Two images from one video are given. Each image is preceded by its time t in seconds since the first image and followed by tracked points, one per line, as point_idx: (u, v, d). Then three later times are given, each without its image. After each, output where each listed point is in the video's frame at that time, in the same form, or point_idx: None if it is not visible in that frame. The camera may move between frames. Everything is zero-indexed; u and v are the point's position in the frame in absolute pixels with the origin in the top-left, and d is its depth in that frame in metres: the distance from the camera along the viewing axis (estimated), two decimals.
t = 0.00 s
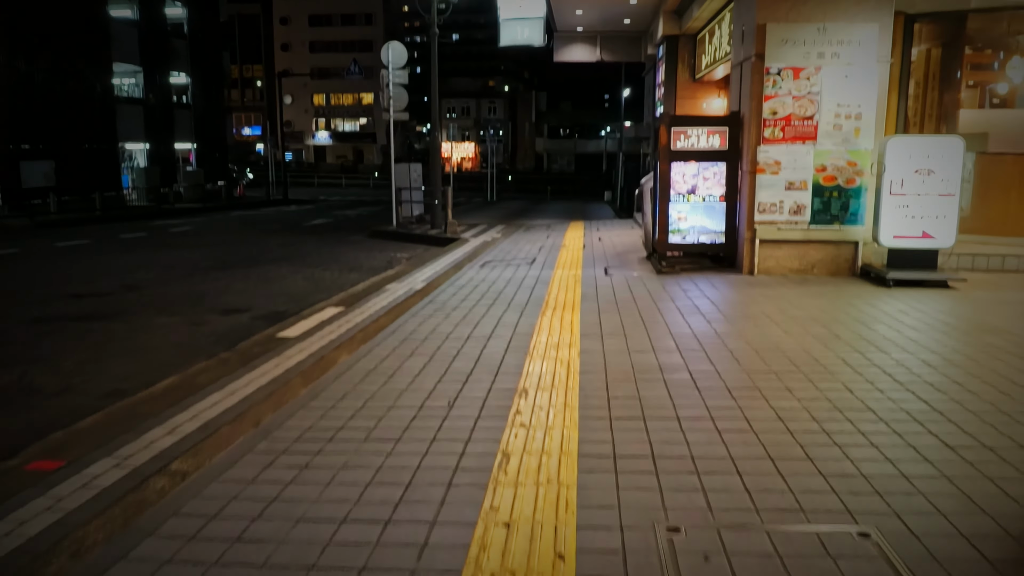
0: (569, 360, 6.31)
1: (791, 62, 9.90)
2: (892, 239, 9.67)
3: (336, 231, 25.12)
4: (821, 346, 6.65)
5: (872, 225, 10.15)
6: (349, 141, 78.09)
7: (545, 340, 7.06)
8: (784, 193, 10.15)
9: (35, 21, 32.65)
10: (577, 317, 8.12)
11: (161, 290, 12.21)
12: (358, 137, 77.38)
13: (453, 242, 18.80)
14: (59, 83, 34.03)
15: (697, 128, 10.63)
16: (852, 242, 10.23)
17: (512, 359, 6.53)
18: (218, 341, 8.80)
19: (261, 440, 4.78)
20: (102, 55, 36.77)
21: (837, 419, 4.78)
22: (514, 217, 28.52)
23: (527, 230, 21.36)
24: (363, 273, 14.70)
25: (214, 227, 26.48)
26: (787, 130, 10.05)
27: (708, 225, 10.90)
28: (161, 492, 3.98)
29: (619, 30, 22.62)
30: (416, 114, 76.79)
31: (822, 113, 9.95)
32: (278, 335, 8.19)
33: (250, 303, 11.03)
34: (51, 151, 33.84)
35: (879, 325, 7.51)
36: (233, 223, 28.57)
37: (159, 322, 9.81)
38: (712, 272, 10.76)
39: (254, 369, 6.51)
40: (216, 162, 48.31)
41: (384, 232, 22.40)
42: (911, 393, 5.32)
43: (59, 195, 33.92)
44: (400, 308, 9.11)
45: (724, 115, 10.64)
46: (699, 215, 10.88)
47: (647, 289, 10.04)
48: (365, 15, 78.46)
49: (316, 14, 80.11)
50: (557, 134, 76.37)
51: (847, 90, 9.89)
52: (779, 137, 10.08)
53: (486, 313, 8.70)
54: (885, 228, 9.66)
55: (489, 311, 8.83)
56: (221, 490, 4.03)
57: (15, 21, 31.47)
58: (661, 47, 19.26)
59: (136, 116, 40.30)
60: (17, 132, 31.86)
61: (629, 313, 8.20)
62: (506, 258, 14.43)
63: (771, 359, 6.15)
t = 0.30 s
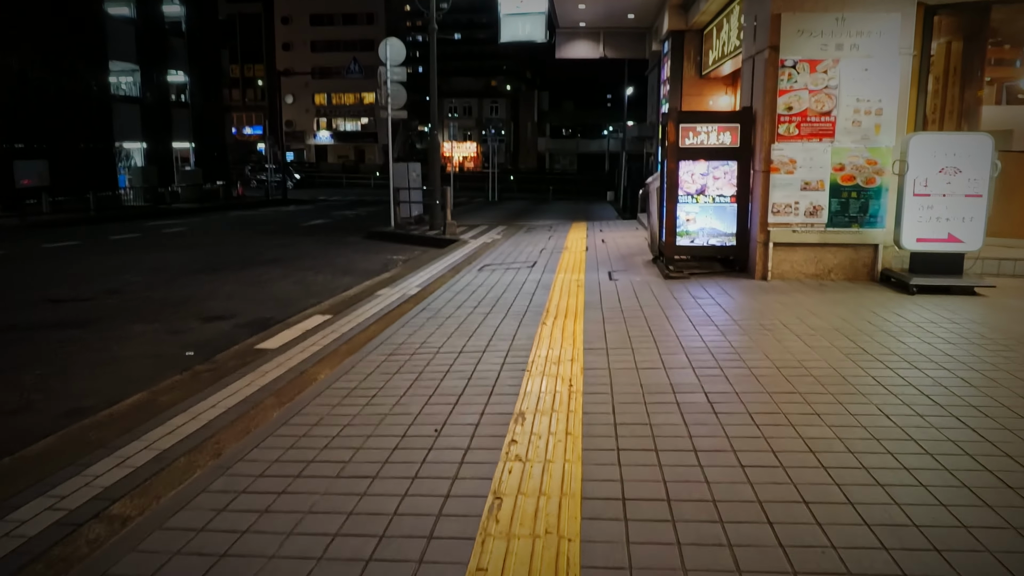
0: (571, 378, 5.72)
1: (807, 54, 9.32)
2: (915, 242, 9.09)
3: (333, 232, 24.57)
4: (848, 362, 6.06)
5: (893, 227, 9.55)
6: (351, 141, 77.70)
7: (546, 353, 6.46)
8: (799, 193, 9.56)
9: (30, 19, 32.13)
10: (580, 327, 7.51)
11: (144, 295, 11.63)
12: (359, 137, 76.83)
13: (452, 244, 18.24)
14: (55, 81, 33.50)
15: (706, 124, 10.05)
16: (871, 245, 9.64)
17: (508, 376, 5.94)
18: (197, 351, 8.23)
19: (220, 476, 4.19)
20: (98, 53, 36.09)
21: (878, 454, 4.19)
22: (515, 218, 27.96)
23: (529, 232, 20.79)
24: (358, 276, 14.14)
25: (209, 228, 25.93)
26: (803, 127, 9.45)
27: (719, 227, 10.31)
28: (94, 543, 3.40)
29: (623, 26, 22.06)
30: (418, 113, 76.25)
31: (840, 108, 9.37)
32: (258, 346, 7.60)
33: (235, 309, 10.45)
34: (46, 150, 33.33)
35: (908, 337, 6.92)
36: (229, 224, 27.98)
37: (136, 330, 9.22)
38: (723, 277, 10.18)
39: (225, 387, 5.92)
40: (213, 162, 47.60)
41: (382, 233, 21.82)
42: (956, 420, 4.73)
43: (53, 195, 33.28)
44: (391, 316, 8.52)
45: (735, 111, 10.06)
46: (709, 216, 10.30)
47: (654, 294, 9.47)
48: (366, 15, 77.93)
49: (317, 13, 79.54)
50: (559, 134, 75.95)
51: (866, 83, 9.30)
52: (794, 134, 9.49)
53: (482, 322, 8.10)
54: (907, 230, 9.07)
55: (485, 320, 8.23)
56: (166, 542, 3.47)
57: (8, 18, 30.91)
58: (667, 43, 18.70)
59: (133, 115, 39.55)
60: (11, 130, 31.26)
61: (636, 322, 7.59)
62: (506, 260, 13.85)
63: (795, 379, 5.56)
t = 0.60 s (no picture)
0: (573, 403, 5.08)
1: (826, 45, 8.71)
2: (943, 247, 8.46)
3: (330, 233, 23.96)
4: (882, 383, 5.41)
5: (918, 230, 8.93)
6: (352, 140, 77.37)
7: (545, 372, 5.82)
8: (817, 195, 8.95)
9: (23, 16, 31.51)
10: (582, 339, 6.84)
11: (123, 301, 10.99)
12: (360, 137, 76.22)
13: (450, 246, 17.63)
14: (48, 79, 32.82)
15: (718, 121, 9.45)
16: (894, 250, 9.02)
17: (502, 398, 5.30)
18: (169, 365, 7.61)
19: (158, 528, 3.54)
20: (92, 51, 35.36)
21: (934, 506, 3.56)
22: (516, 219, 27.35)
23: (530, 233, 20.18)
24: (351, 280, 13.53)
25: (203, 229, 25.33)
26: (822, 123, 8.83)
27: (731, 231, 9.69)
28: None
29: (627, 21, 21.46)
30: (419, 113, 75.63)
31: (861, 103, 8.75)
32: (232, 361, 6.97)
33: (217, 317, 9.81)
34: (41, 150, 32.70)
35: (944, 353, 6.27)
36: (224, 225, 27.34)
37: (108, 341, 8.58)
38: (735, 284, 9.55)
39: (186, 412, 5.28)
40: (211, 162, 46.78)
41: (380, 234, 21.19)
42: (1017, 457, 4.09)
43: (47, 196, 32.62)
44: (378, 327, 7.88)
45: (748, 107, 9.44)
46: (720, 219, 9.69)
47: (661, 302, 8.84)
48: (368, 14, 77.34)
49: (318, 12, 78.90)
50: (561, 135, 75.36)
51: (889, 77, 8.70)
52: (812, 131, 8.87)
53: (477, 333, 7.44)
54: (934, 234, 8.44)
55: (480, 330, 7.58)
56: None
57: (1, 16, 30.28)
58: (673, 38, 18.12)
59: (128, 114, 38.74)
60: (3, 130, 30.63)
61: (644, 335, 6.93)
62: (505, 264, 13.21)
63: (826, 405, 4.92)
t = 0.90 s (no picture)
0: (585, 434, 4.43)
1: (855, 35, 8.09)
2: (981, 253, 7.81)
3: (327, 234, 23.33)
4: (935, 411, 4.77)
5: (951, 234, 8.28)
6: (353, 140, 77.07)
7: (552, 395, 5.17)
8: (843, 196, 8.31)
9: (16, 13, 30.81)
10: (592, 354, 6.21)
11: (103, 308, 10.36)
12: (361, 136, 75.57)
13: (451, 249, 16.99)
14: (42, 78, 32.15)
15: (735, 117, 8.82)
16: (925, 256, 8.39)
17: (504, 427, 4.66)
18: (141, 381, 6.98)
19: None
20: (87, 49, 34.59)
21: None
22: (518, 220, 26.68)
23: (533, 235, 19.54)
24: (345, 285, 12.88)
25: (198, 230, 24.70)
26: (849, 119, 8.20)
27: (749, 234, 9.07)
28: None
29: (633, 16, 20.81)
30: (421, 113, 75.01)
31: (891, 98, 8.13)
32: (208, 379, 6.34)
33: (200, 326, 9.17)
34: (36, 149, 32.05)
35: (995, 374, 5.62)
36: (219, 226, 26.70)
37: (79, 352, 7.94)
38: (753, 291, 8.93)
39: (146, 443, 4.65)
40: (210, 162, 45.73)
41: (378, 236, 20.55)
42: None
43: (41, 197, 31.94)
44: (370, 340, 7.25)
45: (768, 102, 8.82)
46: (737, 222, 9.07)
47: (676, 311, 8.19)
48: (369, 13, 76.69)
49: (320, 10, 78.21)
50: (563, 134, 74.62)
51: (922, 69, 8.07)
52: (838, 127, 8.23)
53: (476, 346, 6.80)
54: (972, 240, 7.79)
55: (480, 343, 6.94)
56: None
57: None
58: (682, 33, 17.51)
59: (124, 113, 37.92)
60: None
61: (660, 351, 6.29)
62: (507, 269, 12.57)
63: (875, 440, 4.29)
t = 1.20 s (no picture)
0: (607, 477, 3.86)
1: (888, 26, 7.51)
2: None
3: (326, 236, 22.77)
4: (1002, 447, 4.20)
5: (991, 241, 7.69)
6: (355, 139, 76.53)
7: (566, 425, 4.61)
8: (874, 199, 7.74)
9: (14, 12, 30.22)
10: (608, 375, 5.62)
11: (85, 316, 9.77)
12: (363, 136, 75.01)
13: (453, 252, 16.43)
14: (40, 76, 31.51)
15: (757, 114, 8.27)
16: (963, 263, 7.79)
17: (512, 465, 4.07)
18: (115, 400, 6.42)
19: None
20: (85, 47, 34.01)
21: None
22: (521, 221, 26.14)
23: (537, 238, 18.99)
24: (342, 290, 12.32)
25: (194, 232, 24.13)
26: (881, 116, 7.62)
27: (771, 240, 8.49)
28: None
29: (641, 12, 20.23)
30: (423, 113, 74.42)
31: (927, 93, 7.54)
32: (185, 400, 5.75)
33: (186, 338, 8.59)
34: (33, 150, 31.51)
35: None
36: (216, 227, 26.14)
37: (52, 368, 7.35)
38: (776, 300, 8.35)
39: (104, 484, 4.06)
40: (209, 161, 45.19)
41: (378, 238, 19.99)
42: None
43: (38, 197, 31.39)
44: (365, 355, 6.66)
45: (793, 98, 8.25)
46: (759, 226, 8.49)
47: (694, 322, 7.62)
48: (372, 12, 76.13)
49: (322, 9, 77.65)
50: (566, 134, 74.00)
51: (961, 63, 7.49)
52: (870, 125, 7.66)
53: (481, 363, 6.22)
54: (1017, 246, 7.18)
55: (485, 359, 6.36)
56: None
57: None
58: (692, 28, 17.01)
59: (123, 112, 37.35)
60: None
61: (683, 372, 5.70)
62: (512, 274, 11.97)
63: (941, 485, 3.72)
